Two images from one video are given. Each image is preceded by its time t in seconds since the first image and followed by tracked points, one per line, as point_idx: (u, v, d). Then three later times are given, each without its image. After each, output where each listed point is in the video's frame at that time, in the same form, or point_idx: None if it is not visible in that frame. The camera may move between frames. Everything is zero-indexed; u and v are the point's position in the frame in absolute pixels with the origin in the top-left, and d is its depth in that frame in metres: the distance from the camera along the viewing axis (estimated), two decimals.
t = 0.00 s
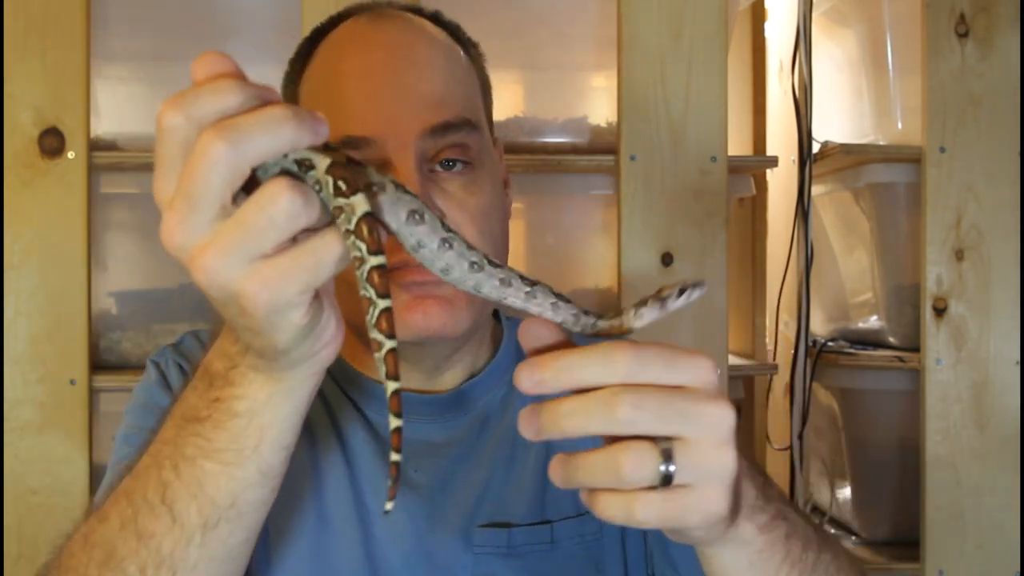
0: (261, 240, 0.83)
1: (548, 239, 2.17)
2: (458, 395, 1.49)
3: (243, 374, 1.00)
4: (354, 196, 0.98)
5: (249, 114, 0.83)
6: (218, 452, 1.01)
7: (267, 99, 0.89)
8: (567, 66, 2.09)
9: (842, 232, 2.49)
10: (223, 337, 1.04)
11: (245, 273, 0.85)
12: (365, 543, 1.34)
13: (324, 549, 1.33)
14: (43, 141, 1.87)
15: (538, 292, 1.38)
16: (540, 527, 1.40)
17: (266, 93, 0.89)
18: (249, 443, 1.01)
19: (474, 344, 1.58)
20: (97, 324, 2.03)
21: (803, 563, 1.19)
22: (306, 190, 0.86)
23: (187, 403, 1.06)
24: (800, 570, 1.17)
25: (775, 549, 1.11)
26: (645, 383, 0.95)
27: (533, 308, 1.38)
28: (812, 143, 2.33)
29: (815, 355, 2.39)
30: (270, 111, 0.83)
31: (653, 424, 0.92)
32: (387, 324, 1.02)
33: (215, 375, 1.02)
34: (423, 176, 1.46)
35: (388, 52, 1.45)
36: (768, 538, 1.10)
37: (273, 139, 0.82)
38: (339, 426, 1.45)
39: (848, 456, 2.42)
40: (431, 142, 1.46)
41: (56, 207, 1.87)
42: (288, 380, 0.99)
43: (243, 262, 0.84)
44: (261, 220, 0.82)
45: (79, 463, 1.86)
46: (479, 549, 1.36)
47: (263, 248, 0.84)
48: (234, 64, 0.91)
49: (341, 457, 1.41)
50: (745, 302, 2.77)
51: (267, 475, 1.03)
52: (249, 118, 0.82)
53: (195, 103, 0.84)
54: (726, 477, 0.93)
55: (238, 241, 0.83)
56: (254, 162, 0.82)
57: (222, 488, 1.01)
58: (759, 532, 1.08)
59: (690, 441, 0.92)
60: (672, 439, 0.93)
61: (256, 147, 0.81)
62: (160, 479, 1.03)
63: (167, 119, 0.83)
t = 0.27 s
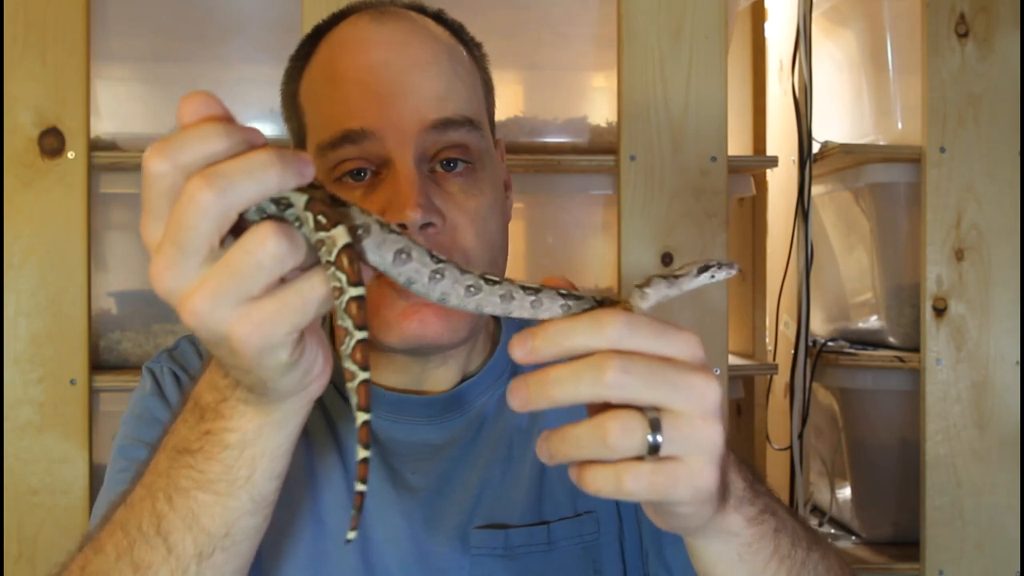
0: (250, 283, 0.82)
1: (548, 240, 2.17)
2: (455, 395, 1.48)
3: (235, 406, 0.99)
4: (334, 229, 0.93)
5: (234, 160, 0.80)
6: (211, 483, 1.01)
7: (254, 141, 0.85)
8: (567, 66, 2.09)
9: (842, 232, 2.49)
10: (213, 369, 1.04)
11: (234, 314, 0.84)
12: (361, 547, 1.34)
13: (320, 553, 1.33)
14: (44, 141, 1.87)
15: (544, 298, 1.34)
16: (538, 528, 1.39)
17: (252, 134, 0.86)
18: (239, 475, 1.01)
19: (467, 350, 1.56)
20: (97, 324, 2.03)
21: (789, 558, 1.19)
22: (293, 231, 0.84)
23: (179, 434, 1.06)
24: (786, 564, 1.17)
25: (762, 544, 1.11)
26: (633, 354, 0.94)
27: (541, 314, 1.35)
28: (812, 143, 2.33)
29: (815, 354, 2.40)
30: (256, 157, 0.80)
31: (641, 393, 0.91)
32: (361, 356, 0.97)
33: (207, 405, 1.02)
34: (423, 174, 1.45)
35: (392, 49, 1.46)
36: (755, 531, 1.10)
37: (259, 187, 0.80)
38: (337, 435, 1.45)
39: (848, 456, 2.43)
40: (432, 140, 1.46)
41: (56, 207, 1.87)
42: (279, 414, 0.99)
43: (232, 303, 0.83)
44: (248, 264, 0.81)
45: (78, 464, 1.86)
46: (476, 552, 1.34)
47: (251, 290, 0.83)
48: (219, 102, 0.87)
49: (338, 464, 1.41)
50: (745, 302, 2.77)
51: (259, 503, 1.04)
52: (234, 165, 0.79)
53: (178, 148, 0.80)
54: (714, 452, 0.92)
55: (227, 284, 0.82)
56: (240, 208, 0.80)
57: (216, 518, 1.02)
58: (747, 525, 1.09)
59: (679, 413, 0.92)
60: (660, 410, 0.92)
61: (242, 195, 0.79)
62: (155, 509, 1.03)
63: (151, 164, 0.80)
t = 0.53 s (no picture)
0: (245, 275, 0.82)
1: (549, 240, 2.17)
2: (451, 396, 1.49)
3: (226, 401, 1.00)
4: (325, 219, 1.00)
5: (230, 157, 0.81)
6: (205, 478, 1.01)
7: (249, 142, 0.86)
8: (567, 66, 2.09)
9: (842, 232, 2.49)
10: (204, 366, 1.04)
11: (229, 307, 0.84)
12: (354, 549, 1.33)
13: (313, 555, 1.32)
14: (44, 141, 1.87)
15: (536, 273, 1.31)
16: (534, 530, 1.39)
17: (249, 134, 0.86)
18: (232, 468, 1.01)
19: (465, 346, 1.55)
20: (97, 324, 2.03)
21: (762, 563, 1.18)
22: (288, 224, 0.84)
23: (171, 432, 1.05)
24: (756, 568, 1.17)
25: (733, 540, 1.12)
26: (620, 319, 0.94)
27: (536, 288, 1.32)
28: (812, 143, 2.33)
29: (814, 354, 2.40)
30: (252, 154, 0.81)
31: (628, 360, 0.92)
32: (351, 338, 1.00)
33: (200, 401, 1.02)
34: (426, 158, 1.45)
35: (397, 34, 1.46)
36: (727, 527, 1.11)
37: (255, 183, 0.80)
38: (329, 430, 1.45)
39: (848, 456, 2.43)
40: (435, 125, 1.46)
41: (56, 207, 1.87)
42: (272, 406, 0.99)
43: (228, 297, 0.83)
44: (244, 257, 0.81)
45: (78, 464, 1.86)
46: (469, 554, 1.35)
47: (246, 282, 0.83)
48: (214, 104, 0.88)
49: (332, 465, 1.40)
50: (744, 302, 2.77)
51: (253, 496, 1.04)
52: (231, 162, 0.80)
53: (175, 146, 0.81)
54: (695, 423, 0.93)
55: (222, 277, 0.82)
56: (237, 203, 0.81)
57: (211, 513, 1.02)
58: (720, 518, 1.10)
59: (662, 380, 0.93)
60: (645, 378, 0.93)
61: (238, 189, 0.80)
62: (150, 506, 1.03)
63: (148, 162, 0.81)
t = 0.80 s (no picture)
0: (247, 287, 0.83)
1: (549, 240, 2.17)
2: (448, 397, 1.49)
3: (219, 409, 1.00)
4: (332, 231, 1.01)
5: (240, 165, 0.81)
6: (195, 486, 1.01)
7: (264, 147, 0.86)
8: (567, 66, 2.09)
9: (842, 232, 2.49)
10: (199, 372, 1.05)
11: (229, 316, 0.84)
12: (350, 549, 1.32)
13: (308, 555, 1.31)
14: (44, 141, 1.87)
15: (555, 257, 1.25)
16: (530, 532, 1.39)
17: (261, 139, 0.86)
18: (222, 478, 1.01)
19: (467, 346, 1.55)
20: (97, 324, 2.03)
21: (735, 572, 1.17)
22: (293, 237, 0.85)
23: (164, 437, 1.06)
24: None
25: (706, 544, 1.11)
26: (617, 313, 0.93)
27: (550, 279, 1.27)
28: (812, 143, 2.33)
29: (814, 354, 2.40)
30: (262, 162, 0.81)
31: (617, 353, 0.91)
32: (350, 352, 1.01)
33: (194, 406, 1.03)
34: (437, 149, 1.44)
35: (416, 28, 1.47)
36: (700, 530, 1.10)
37: (264, 192, 0.81)
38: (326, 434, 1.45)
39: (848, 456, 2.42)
40: (448, 117, 1.45)
41: (56, 207, 1.87)
42: (265, 417, 0.99)
43: (228, 307, 0.84)
44: (247, 268, 0.82)
45: (78, 464, 1.86)
46: (465, 556, 1.35)
47: (249, 293, 0.84)
48: (232, 106, 0.88)
49: (327, 464, 1.41)
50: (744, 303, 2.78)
51: (244, 506, 1.04)
52: (241, 169, 0.80)
53: (186, 149, 0.81)
54: (675, 423, 0.93)
55: (224, 287, 0.82)
56: (244, 211, 0.81)
57: (199, 522, 1.02)
58: (693, 521, 1.09)
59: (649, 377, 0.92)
60: (631, 372, 0.93)
61: (246, 199, 0.80)
62: (140, 513, 1.03)
63: (156, 164, 0.81)
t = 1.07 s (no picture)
0: (245, 310, 0.83)
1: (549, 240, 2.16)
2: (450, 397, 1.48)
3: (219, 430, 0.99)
4: (326, 244, 1.02)
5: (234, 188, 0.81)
6: (197, 506, 1.01)
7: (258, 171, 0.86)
8: (566, 66, 2.08)
9: (842, 232, 2.49)
10: (198, 392, 1.03)
11: (227, 340, 0.85)
12: (351, 550, 1.33)
13: (309, 557, 1.32)
14: (44, 141, 1.87)
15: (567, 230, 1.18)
16: (531, 531, 1.39)
17: (256, 162, 0.86)
18: (224, 498, 1.01)
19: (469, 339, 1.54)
20: (97, 324, 2.03)
21: (729, 550, 1.17)
22: (290, 260, 0.85)
23: (164, 457, 1.06)
24: (720, 552, 1.16)
25: (697, 516, 1.12)
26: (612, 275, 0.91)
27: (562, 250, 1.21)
28: (812, 143, 2.33)
29: (814, 354, 2.39)
30: (257, 185, 0.81)
31: (610, 319, 0.91)
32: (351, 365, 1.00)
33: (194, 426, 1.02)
34: (430, 146, 1.43)
35: (407, 25, 1.46)
36: (691, 501, 1.12)
37: (258, 215, 0.80)
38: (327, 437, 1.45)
39: (848, 456, 2.42)
40: (440, 113, 1.44)
41: (56, 207, 1.87)
42: (264, 438, 0.99)
43: (226, 331, 0.84)
44: (245, 292, 0.82)
45: (78, 464, 1.86)
46: (465, 556, 1.35)
47: (246, 317, 0.84)
48: (227, 131, 0.89)
49: (329, 469, 1.40)
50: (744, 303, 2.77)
51: (246, 525, 1.04)
52: (235, 193, 0.80)
53: (180, 175, 0.82)
54: (666, 395, 0.95)
55: (222, 310, 0.83)
56: (240, 236, 0.81)
57: (204, 542, 1.02)
58: (684, 491, 1.11)
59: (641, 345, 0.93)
60: (623, 337, 0.93)
61: (240, 222, 0.80)
62: (144, 534, 1.04)
63: (152, 191, 0.82)
